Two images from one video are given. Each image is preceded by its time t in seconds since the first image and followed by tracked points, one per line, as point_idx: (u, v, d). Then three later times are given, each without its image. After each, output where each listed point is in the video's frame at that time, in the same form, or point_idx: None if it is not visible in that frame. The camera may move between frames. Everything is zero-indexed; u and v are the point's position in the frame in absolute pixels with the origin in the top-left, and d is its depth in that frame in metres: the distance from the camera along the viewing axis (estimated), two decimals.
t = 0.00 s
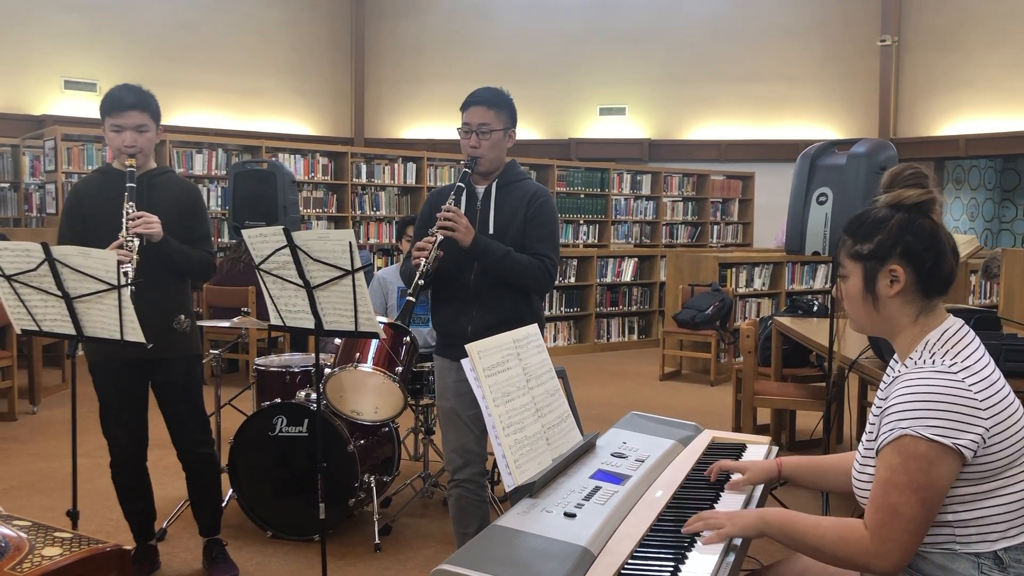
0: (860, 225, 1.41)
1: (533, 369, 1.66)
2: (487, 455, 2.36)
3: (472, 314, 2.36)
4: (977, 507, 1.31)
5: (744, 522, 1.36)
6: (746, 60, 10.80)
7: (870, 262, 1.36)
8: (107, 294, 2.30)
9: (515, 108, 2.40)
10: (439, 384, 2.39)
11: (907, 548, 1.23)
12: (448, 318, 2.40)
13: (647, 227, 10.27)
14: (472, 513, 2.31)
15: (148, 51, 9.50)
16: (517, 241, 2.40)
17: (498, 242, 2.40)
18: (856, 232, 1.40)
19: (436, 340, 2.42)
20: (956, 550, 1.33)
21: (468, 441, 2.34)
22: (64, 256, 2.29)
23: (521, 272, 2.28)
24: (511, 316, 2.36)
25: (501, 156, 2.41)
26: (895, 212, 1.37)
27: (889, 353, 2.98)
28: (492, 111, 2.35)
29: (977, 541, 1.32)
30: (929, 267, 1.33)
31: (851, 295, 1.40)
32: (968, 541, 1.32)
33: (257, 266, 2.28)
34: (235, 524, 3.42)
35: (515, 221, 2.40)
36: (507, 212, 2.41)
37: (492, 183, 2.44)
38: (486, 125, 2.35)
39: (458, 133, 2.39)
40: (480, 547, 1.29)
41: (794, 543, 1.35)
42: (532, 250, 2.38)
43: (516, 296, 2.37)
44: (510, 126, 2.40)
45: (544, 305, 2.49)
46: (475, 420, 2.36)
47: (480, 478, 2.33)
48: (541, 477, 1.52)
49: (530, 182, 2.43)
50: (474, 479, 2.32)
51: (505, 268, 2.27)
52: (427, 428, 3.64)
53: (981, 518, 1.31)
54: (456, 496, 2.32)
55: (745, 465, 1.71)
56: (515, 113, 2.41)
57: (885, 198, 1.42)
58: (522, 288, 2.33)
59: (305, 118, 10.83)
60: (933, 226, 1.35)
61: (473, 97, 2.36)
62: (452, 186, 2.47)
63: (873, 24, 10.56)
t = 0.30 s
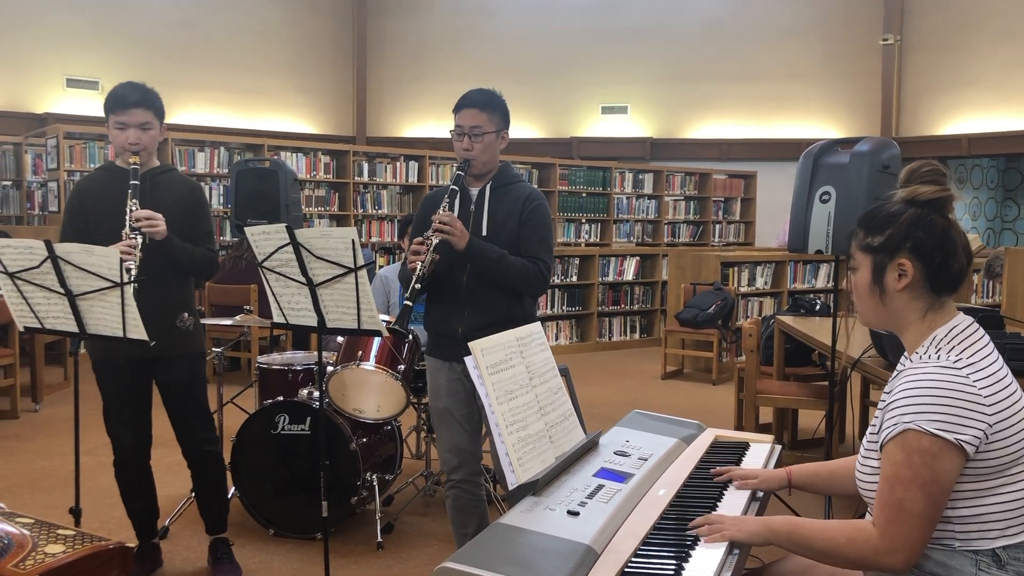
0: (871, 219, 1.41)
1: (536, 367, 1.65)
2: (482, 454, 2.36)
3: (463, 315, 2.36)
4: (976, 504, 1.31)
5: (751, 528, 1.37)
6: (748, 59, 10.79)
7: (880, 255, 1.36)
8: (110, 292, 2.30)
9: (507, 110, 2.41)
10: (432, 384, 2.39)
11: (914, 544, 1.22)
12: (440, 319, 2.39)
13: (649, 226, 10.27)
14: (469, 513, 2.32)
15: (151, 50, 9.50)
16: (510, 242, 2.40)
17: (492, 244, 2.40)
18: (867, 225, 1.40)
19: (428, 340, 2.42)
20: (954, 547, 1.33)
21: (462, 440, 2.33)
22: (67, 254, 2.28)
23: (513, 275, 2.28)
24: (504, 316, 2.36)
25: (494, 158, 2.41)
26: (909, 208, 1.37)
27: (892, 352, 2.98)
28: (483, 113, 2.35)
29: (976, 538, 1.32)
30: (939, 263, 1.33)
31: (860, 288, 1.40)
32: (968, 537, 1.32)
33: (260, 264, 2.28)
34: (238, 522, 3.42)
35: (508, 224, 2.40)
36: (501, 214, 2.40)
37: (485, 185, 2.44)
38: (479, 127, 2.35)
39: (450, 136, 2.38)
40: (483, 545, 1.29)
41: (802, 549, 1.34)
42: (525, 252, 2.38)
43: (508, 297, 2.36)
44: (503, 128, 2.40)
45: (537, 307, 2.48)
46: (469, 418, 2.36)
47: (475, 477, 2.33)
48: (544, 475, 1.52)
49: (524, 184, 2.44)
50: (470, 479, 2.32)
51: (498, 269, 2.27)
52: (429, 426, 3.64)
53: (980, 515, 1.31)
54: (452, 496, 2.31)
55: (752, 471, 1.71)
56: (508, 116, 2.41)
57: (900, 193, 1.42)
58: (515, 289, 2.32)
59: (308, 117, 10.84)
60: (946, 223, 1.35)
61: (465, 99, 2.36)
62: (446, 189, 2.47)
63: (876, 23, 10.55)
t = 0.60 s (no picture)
0: (875, 216, 1.40)
1: (539, 364, 1.65)
2: (482, 451, 2.36)
3: (462, 312, 2.36)
4: (975, 501, 1.31)
5: (754, 527, 1.36)
6: (751, 56, 10.78)
7: (883, 251, 1.36)
8: (113, 287, 2.30)
9: (503, 106, 2.39)
10: (431, 380, 2.39)
11: (916, 540, 1.22)
12: (439, 317, 2.40)
13: (652, 223, 10.26)
14: (470, 509, 2.32)
15: (154, 47, 9.50)
16: (508, 239, 2.39)
17: (490, 240, 2.40)
18: (871, 222, 1.40)
19: (427, 338, 2.42)
20: (950, 543, 1.34)
21: (462, 437, 2.33)
22: (70, 250, 2.28)
23: (512, 270, 2.27)
24: (502, 313, 2.35)
25: (490, 155, 2.40)
26: (913, 204, 1.36)
27: (895, 350, 2.98)
28: (479, 109, 2.33)
29: (973, 535, 1.32)
30: (942, 259, 1.32)
31: (864, 285, 1.40)
32: (964, 534, 1.33)
33: (263, 260, 2.28)
34: (240, 518, 3.43)
35: (505, 221, 2.39)
36: (499, 210, 2.40)
37: (482, 182, 2.44)
38: (475, 123, 2.34)
39: (446, 133, 2.38)
40: (486, 541, 1.28)
41: (806, 548, 1.33)
42: (524, 248, 2.37)
43: (506, 293, 2.36)
44: (499, 124, 2.39)
45: (536, 303, 2.47)
46: (469, 416, 2.36)
47: (476, 474, 2.32)
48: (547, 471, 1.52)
49: (521, 180, 2.43)
50: (470, 475, 2.32)
51: (497, 265, 2.26)
52: (431, 423, 3.64)
53: (978, 512, 1.31)
54: (453, 492, 2.31)
55: (756, 469, 1.72)
56: (504, 112, 2.40)
57: (905, 191, 1.41)
58: (513, 286, 2.31)
59: (310, 114, 10.83)
60: (951, 221, 1.34)
61: (460, 96, 2.35)
62: (443, 185, 2.47)
63: (878, 20, 10.53)
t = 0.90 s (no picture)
0: (871, 217, 1.40)
1: (541, 363, 1.65)
2: (484, 449, 2.36)
3: (463, 311, 2.36)
4: (977, 501, 1.31)
5: (756, 528, 1.36)
6: (754, 55, 10.76)
7: (879, 253, 1.35)
8: (115, 285, 2.30)
9: (501, 105, 2.39)
10: (434, 378, 2.39)
11: (918, 542, 1.22)
12: (440, 316, 2.40)
13: (654, 222, 10.25)
14: (472, 507, 2.32)
15: (156, 44, 9.50)
16: (508, 238, 2.39)
17: (489, 238, 2.39)
18: (867, 224, 1.40)
19: (429, 337, 2.42)
20: (952, 543, 1.34)
21: (464, 436, 2.33)
22: (72, 248, 2.29)
23: (511, 269, 2.27)
24: (502, 311, 2.35)
25: (489, 153, 2.40)
26: (908, 205, 1.36)
27: (898, 349, 2.98)
28: (476, 108, 2.33)
29: (976, 535, 1.32)
30: (938, 260, 1.32)
31: (861, 287, 1.39)
32: (967, 535, 1.33)
33: (264, 258, 2.27)
34: (242, 516, 3.43)
35: (504, 220, 2.39)
36: (497, 209, 2.40)
37: (481, 180, 2.44)
38: (472, 123, 2.33)
39: (444, 133, 2.38)
40: (488, 540, 1.28)
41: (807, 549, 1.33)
42: (523, 247, 2.36)
43: (507, 292, 2.35)
44: (497, 123, 2.38)
45: (538, 302, 2.46)
46: (471, 414, 2.36)
47: (478, 472, 2.32)
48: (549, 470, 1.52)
49: (520, 178, 2.42)
50: (473, 473, 2.32)
51: (496, 265, 2.26)
52: (433, 422, 3.64)
53: (980, 512, 1.31)
54: (456, 490, 2.32)
55: (759, 468, 1.72)
56: (502, 111, 2.39)
57: (899, 192, 1.41)
58: (514, 285, 2.31)
59: (312, 112, 10.83)
60: (945, 221, 1.34)
61: (457, 96, 2.34)
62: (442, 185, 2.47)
63: (881, 19, 10.51)
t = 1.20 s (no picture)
0: (870, 222, 1.40)
1: (543, 366, 1.65)
2: (487, 451, 2.36)
3: (465, 314, 2.36)
4: (984, 507, 1.31)
5: (758, 532, 1.36)
6: (756, 56, 10.75)
7: (879, 259, 1.35)
8: (117, 288, 2.30)
9: (504, 107, 2.39)
10: (436, 380, 2.39)
11: (920, 548, 1.22)
12: (442, 318, 2.40)
13: (656, 223, 10.25)
14: (475, 509, 2.32)
15: (158, 44, 9.51)
16: (510, 240, 2.39)
17: (492, 241, 2.39)
18: (865, 230, 1.40)
19: (431, 339, 2.42)
20: (962, 549, 1.33)
21: (467, 438, 2.33)
22: (75, 250, 2.29)
23: (514, 273, 2.27)
24: (504, 314, 2.35)
25: (492, 155, 2.40)
26: (906, 210, 1.36)
27: (900, 353, 2.98)
28: (479, 110, 2.33)
29: (985, 541, 1.32)
30: (938, 265, 1.32)
31: (861, 292, 1.39)
32: (976, 541, 1.32)
33: (267, 260, 2.27)
34: (244, 518, 3.43)
35: (507, 223, 2.39)
36: (500, 211, 2.40)
37: (484, 183, 2.44)
38: (476, 125, 2.33)
39: (447, 135, 2.37)
40: (489, 543, 1.28)
41: (809, 554, 1.34)
42: (526, 250, 2.37)
43: (509, 294, 2.35)
44: (500, 125, 2.38)
45: (540, 304, 2.46)
46: (473, 416, 2.36)
47: (481, 474, 2.32)
48: (550, 473, 1.52)
49: (523, 180, 2.42)
50: (475, 475, 2.32)
51: (498, 268, 2.26)
52: (435, 423, 3.64)
53: (988, 517, 1.31)
54: (458, 492, 2.32)
55: (762, 473, 1.71)
56: (505, 113, 2.39)
57: (898, 196, 1.41)
58: (517, 288, 2.32)
59: (314, 113, 10.84)
60: (945, 225, 1.34)
61: (461, 98, 2.34)
62: (445, 187, 2.46)
63: (884, 21, 10.49)
